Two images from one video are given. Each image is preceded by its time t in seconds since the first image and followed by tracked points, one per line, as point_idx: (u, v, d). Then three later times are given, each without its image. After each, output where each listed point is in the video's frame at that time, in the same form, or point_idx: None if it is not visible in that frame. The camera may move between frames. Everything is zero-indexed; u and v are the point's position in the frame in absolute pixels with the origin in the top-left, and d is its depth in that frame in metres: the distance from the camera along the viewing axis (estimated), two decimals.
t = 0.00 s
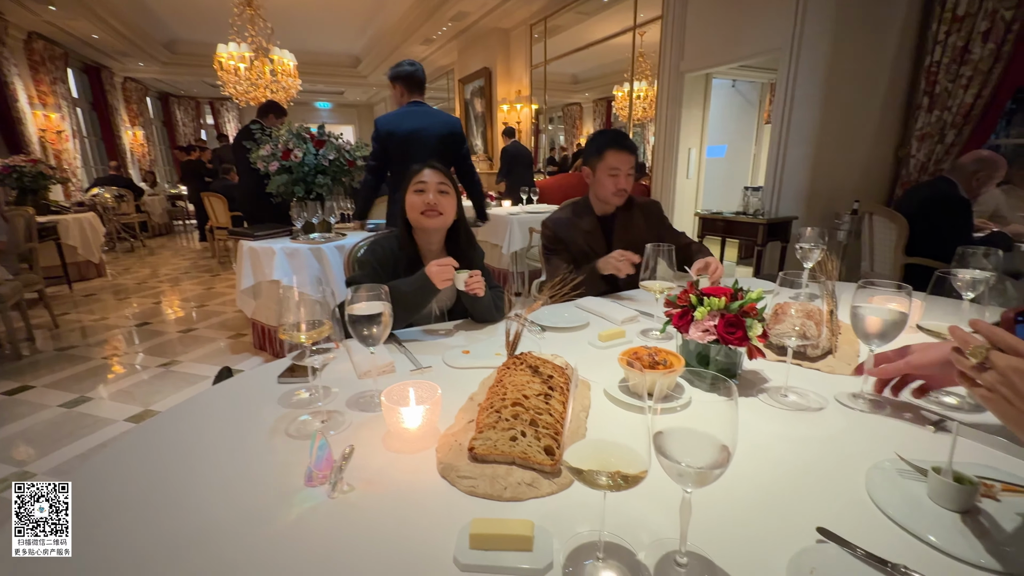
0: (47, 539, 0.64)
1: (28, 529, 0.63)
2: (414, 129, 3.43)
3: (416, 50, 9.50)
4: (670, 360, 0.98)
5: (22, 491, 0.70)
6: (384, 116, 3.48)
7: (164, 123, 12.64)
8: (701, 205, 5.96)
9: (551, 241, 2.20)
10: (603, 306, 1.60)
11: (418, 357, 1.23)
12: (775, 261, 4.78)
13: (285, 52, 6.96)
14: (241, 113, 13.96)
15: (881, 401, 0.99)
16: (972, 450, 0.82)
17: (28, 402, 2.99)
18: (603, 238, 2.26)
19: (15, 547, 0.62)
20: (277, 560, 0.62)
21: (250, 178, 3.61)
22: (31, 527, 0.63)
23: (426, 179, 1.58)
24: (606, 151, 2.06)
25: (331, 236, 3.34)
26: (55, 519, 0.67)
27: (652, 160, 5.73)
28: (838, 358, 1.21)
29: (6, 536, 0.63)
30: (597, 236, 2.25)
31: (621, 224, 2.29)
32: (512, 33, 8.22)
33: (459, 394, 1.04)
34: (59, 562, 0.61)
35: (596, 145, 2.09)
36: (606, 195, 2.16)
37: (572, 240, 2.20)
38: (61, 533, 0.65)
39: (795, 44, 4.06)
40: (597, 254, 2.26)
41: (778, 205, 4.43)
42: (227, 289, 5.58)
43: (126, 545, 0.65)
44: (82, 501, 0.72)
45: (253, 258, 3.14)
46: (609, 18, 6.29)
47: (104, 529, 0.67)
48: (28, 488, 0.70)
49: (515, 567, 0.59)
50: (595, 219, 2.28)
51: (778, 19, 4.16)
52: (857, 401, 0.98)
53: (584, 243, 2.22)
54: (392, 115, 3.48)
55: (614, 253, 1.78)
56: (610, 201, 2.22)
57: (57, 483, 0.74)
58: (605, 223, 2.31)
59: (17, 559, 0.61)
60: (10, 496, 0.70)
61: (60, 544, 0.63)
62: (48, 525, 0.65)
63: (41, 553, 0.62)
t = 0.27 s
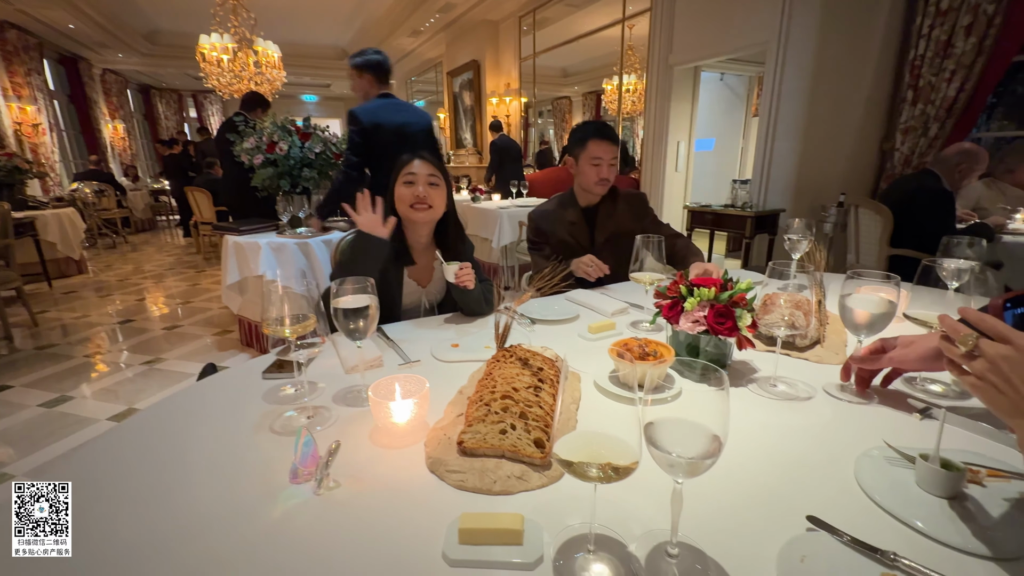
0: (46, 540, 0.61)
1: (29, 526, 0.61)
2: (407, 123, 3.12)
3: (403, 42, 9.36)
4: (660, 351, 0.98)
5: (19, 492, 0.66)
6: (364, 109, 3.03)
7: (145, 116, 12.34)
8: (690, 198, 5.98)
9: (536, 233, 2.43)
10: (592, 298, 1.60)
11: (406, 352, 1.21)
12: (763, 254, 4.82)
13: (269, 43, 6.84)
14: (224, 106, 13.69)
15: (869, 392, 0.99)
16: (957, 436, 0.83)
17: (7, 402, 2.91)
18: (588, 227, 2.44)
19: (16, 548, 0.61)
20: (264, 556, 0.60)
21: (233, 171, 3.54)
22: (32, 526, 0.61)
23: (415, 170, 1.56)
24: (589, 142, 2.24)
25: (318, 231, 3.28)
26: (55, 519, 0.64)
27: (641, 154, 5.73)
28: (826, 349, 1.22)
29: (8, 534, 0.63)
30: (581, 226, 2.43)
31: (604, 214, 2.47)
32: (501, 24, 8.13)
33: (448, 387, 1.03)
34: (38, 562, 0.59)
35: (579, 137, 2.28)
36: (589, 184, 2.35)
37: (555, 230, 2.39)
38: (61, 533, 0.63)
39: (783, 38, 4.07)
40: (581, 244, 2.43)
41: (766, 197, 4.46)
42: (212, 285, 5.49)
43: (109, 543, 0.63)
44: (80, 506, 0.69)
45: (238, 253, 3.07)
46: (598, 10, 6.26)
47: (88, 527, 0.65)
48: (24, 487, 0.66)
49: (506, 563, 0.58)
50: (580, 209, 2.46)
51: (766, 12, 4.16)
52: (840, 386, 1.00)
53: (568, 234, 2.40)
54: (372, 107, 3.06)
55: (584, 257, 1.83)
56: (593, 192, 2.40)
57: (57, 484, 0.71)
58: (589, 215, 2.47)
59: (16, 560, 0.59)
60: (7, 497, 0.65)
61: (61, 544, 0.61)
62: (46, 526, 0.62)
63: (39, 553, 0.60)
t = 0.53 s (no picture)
0: (46, 539, 0.60)
1: (28, 526, 0.60)
2: (359, 116, 2.83)
3: (394, 35, 9.25)
4: (654, 344, 0.97)
5: (19, 491, 0.66)
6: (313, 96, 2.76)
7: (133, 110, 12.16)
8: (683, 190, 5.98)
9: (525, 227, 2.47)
10: (586, 291, 1.59)
11: (398, 346, 1.20)
12: (756, 246, 4.83)
13: (258, 36, 6.72)
14: (214, 100, 13.50)
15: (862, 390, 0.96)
16: (950, 426, 0.83)
17: None
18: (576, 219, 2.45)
19: (15, 548, 0.59)
20: (258, 554, 0.59)
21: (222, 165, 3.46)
22: (31, 526, 0.60)
23: (405, 162, 1.56)
24: (580, 135, 2.25)
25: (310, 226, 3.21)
26: (56, 518, 0.63)
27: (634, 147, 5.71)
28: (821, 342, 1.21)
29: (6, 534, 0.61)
30: (570, 220, 2.44)
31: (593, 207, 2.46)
32: (493, 16, 8.06)
33: (440, 382, 1.02)
34: (36, 561, 0.58)
35: (569, 130, 2.28)
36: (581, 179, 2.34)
37: (544, 224, 2.44)
38: (61, 533, 0.61)
39: (775, 31, 4.06)
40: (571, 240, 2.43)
41: (759, 190, 4.46)
42: (203, 282, 5.43)
43: (108, 541, 0.62)
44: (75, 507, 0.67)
45: (228, 248, 3.05)
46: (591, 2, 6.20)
47: (89, 526, 0.64)
48: (26, 486, 0.67)
49: (500, 559, 0.57)
50: (569, 202, 2.46)
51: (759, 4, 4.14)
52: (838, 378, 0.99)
53: (557, 227, 2.43)
54: (320, 96, 2.77)
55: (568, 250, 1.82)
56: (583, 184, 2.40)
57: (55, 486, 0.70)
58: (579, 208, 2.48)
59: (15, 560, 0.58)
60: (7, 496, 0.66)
61: (61, 544, 0.60)
62: (46, 525, 0.61)
63: (37, 553, 0.59)
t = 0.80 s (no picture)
0: (46, 540, 0.59)
1: (28, 527, 0.59)
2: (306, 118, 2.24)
3: (380, 38, 9.17)
4: (642, 345, 0.96)
5: (21, 492, 0.67)
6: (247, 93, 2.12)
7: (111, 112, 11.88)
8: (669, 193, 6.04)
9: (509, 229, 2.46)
10: (574, 292, 1.58)
11: (382, 349, 1.17)
12: (740, 248, 4.89)
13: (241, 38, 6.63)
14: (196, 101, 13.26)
15: (846, 393, 0.95)
16: (937, 425, 0.82)
17: None
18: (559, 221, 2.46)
19: (15, 547, 0.59)
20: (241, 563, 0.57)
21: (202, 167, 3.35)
22: (31, 526, 0.59)
23: (389, 162, 1.55)
24: (568, 137, 2.27)
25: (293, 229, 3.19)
26: (56, 518, 0.62)
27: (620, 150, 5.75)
28: (805, 341, 1.22)
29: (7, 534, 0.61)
30: (554, 221, 2.45)
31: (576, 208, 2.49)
32: (479, 20, 8.05)
33: (426, 386, 1.00)
34: (36, 560, 0.57)
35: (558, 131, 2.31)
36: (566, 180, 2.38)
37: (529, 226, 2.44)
38: (62, 533, 0.60)
39: (757, 36, 4.12)
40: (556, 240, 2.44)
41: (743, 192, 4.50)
42: (184, 287, 5.30)
43: (106, 542, 0.60)
44: (75, 504, 0.66)
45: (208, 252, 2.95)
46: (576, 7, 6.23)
47: (90, 525, 0.63)
48: (27, 488, 0.67)
49: (488, 566, 0.55)
50: (552, 205, 2.48)
51: (741, 10, 4.20)
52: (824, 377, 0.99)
53: (540, 229, 2.43)
54: (258, 92, 2.14)
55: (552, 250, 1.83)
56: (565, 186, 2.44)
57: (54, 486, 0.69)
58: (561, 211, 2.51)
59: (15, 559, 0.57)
60: (10, 497, 0.67)
61: (61, 543, 0.59)
62: (47, 526, 0.60)
63: (37, 554, 0.58)
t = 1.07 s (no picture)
0: (47, 539, 0.55)
1: (28, 527, 0.56)
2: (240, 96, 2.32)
3: (368, 10, 8.84)
4: (638, 322, 0.94)
5: (20, 491, 0.63)
6: (185, 67, 2.15)
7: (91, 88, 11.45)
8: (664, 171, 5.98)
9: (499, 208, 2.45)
10: (569, 270, 1.55)
11: (374, 328, 1.15)
12: (735, 227, 4.87)
13: (224, 9, 6.38)
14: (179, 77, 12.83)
15: (838, 372, 0.93)
16: (933, 399, 0.82)
17: None
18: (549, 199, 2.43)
19: (14, 548, 0.55)
20: (235, 549, 0.55)
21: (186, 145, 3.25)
22: (30, 526, 0.55)
23: (375, 136, 1.48)
24: (555, 112, 2.19)
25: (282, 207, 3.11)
26: (56, 517, 0.58)
27: (615, 127, 5.64)
28: (800, 317, 1.21)
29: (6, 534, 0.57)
30: (544, 198, 2.42)
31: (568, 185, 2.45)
32: None
33: (419, 364, 0.98)
34: (34, 562, 0.53)
35: (541, 108, 2.24)
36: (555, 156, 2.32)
37: (519, 204, 2.40)
38: (63, 532, 0.56)
39: (756, 8, 4.01)
40: (547, 219, 2.42)
41: (738, 170, 4.47)
42: (172, 268, 5.22)
43: (108, 538, 0.57)
44: (78, 501, 0.62)
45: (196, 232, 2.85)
46: None
47: (92, 521, 0.59)
48: (27, 488, 0.63)
49: (484, 546, 0.54)
50: (542, 182, 2.44)
51: None
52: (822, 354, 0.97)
53: (530, 207, 2.39)
54: (195, 69, 2.16)
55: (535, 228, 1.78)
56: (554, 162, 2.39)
57: (56, 484, 0.65)
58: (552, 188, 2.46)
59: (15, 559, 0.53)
60: (8, 497, 0.62)
61: (61, 543, 0.55)
62: (47, 525, 0.56)
63: (39, 553, 0.54)
